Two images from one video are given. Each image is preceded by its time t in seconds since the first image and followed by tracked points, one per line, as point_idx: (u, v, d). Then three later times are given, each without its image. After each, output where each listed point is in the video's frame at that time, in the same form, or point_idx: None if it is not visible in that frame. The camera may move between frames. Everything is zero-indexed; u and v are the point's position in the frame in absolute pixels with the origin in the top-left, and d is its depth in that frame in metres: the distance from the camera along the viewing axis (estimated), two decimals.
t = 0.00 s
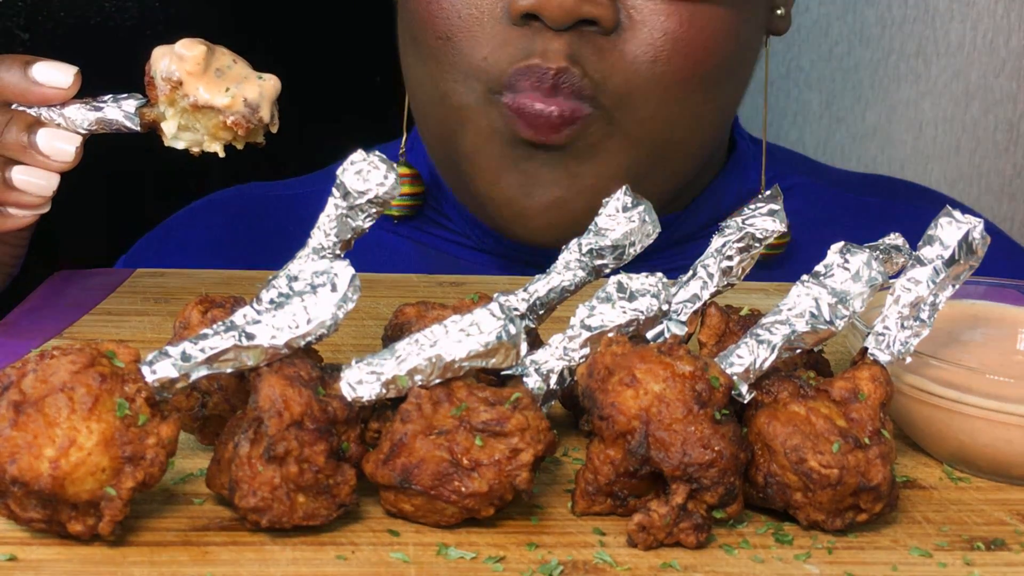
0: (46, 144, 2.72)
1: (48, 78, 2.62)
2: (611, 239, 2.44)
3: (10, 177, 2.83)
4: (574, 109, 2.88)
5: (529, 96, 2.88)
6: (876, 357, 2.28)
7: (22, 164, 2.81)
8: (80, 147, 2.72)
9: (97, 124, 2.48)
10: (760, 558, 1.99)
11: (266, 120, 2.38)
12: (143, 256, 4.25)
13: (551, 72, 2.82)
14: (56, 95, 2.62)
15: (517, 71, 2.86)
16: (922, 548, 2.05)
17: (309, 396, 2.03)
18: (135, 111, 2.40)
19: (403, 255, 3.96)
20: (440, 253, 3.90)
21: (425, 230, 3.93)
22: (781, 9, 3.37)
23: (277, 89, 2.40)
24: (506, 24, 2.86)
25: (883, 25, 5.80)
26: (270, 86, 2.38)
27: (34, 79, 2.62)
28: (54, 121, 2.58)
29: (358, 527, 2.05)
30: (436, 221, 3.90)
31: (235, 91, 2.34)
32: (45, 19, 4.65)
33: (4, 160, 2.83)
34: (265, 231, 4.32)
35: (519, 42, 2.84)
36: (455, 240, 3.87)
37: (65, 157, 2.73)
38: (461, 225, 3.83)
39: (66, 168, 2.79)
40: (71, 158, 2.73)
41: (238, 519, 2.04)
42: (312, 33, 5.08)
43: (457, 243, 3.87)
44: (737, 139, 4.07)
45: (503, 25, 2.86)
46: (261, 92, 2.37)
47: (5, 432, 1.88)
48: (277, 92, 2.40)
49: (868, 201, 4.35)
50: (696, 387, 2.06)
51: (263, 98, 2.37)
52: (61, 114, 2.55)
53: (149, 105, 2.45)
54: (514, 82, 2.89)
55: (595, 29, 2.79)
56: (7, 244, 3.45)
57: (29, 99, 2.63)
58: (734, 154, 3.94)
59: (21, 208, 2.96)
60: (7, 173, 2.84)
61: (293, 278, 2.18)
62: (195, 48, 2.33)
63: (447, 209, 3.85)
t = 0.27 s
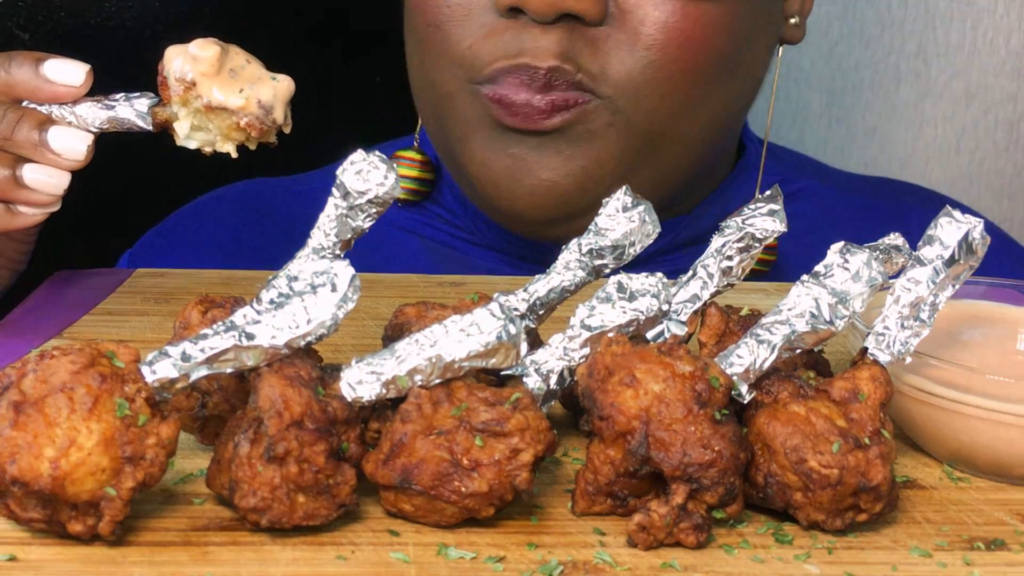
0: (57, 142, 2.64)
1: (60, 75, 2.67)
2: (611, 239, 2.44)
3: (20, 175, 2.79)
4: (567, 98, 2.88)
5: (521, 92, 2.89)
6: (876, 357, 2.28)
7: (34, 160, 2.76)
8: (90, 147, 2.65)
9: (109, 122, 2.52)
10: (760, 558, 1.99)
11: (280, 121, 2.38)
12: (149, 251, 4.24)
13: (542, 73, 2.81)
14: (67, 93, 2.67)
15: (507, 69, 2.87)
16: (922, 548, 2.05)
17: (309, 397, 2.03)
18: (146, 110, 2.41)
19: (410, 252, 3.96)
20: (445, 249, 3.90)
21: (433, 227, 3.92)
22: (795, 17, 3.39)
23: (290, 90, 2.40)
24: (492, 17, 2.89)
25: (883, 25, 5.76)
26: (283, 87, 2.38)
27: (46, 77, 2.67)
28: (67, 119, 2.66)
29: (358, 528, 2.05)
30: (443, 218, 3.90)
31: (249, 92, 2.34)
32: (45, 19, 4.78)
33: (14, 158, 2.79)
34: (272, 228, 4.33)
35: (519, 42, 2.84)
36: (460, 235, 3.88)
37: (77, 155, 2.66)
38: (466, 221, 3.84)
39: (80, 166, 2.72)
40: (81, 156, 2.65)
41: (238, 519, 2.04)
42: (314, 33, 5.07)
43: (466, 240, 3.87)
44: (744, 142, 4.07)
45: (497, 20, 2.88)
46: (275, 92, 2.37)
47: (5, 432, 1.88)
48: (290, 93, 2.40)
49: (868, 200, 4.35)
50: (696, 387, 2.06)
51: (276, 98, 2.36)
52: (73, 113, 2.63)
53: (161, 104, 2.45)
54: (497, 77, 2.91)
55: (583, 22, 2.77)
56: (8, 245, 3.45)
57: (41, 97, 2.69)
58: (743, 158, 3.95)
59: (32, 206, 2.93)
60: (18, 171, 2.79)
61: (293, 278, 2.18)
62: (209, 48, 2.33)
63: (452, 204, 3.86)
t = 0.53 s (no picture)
0: (65, 145, 2.64)
1: (68, 79, 2.64)
2: (611, 239, 2.44)
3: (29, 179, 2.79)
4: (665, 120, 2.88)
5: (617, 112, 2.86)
6: (876, 357, 2.28)
7: (41, 163, 2.76)
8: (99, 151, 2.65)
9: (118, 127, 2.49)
10: (760, 558, 1.99)
11: (289, 125, 2.39)
12: (152, 251, 4.25)
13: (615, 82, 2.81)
14: (75, 97, 2.65)
15: (613, 88, 2.82)
16: (922, 548, 2.05)
17: (309, 396, 2.03)
18: (155, 113, 2.40)
19: (415, 252, 3.96)
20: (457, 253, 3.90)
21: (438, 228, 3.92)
22: None
23: (299, 95, 2.39)
24: (582, 38, 2.80)
25: (883, 25, 5.71)
26: (292, 92, 2.38)
27: (53, 79, 2.65)
28: (74, 121, 2.65)
29: (357, 528, 2.05)
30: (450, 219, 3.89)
31: (258, 97, 2.35)
32: (45, 19, 4.82)
33: (24, 162, 2.81)
34: (275, 226, 4.33)
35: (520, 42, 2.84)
36: (477, 241, 3.87)
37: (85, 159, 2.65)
38: (482, 226, 3.83)
39: (88, 170, 2.72)
40: (89, 160, 2.65)
41: (238, 518, 2.04)
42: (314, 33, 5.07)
43: (472, 241, 3.87)
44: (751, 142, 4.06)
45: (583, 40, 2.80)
46: (284, 97, 2.37)
47: (5, 432, 1.88)
48: (299, 97, 2.39)
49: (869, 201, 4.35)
50: (696, 387, 2.06)
51: (285, 103, 2.36)
52: (81, 116, 2.61)
53: (169, 108, 2.44)
54: (604, 100, 2.85)
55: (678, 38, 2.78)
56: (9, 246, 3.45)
57: (48, 100, 2.68)
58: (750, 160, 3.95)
59: (39, 210, 2.95)
60: (27, 173, 2.79)
61: (293, 278, 2.18)
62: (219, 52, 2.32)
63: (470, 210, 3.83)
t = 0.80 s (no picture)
0: (64, 150, 2.64)
1: (69, 83, 2.65)
2: (611, 239, 2.44)
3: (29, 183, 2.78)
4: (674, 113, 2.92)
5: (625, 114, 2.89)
6: (876, 357, 2.28)
7: (42, 168, 2.76)
8: (99, 154, 2.66)
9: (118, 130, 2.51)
10: (760, 558, 1.99)
11: (289, 129, 2.37)
12: (152, 252, 4.23)
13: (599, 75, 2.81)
14: (74, 101, 2.66)
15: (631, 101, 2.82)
16: (922, 548, 2.05)
17: (309, 396, 2.03)
18: (155, 116, 2.42)
19: (415, 253, 3.96)
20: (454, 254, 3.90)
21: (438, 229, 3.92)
22: None
23: (300, 99, 2.38)
24: (575, 41, 2.80)
25: (883, 24, 5.72)
26: (293, 96, 2.37)
27: (53, 84, 2.65)
28: (74, 126, 2.67)
29: (357, 528, 2.05)
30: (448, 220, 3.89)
31: (259, 101, 2.34)
32: (45, 19, 4.78)
33: (24, 166, 2.79)
34: (276, 227, 4.32)
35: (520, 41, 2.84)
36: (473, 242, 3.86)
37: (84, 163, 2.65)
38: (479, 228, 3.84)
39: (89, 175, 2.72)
40: (88, 165, 2.66)
41: (238, 518, 2.04)
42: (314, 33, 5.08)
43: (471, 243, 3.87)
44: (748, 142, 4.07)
45: (574, 42, 2.80)
46: (285, 100, 2.36)
47: (5, 432, 1.88)
48: (300, 101, 2.38)
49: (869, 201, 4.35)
50: (696, 387, 2.06)
51: (285, 107, 2.36)
52: (81, 120, 2.64)
53: (170, 111, 2.45)
54: (605, 107, 2.87)
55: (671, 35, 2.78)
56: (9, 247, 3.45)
57: (49, 104, 2.67)
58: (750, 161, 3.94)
59: (39, 214, 2.93)
60: (27, 178, 2.78)
61: (293, 278, 2.18)
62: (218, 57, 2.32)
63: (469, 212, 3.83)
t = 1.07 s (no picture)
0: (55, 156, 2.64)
1: (62, 89, 2.65)
2: (611, 239, 2.44)
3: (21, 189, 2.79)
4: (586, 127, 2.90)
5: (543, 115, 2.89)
6: (876, 357, 2.28)
7: (34, 174, 2.77)
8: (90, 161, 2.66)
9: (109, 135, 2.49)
10: (760, 558, 1.99)
11: (279, 135, 2.37)
12: (151, 254, 4.25)
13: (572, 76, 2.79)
14: (67, 106, 2.64)
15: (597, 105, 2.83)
16: (922, 548, 2.05)
17: (309, 396, 2.03)
18: (147, 123, 2.42)
19: (410, 254, 3.96)
20: (450, 254, 3.90)
21: (432, 229, 3.93)
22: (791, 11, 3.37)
23: (290, 105, 2.39)
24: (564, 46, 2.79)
25: (882, 25, 5.79)
26: (283, 102, 2.37)
27: (45, 90, 2.65)
28: (66, 131, 2.66)
29: (358, 528, 2.05)
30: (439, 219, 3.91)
31: (249, 107, 2.33)
32: (45, 19, 4.72)
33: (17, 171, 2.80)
34: (273, 229, 4.31)
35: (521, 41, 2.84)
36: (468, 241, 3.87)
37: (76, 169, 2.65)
38: (467, 225, 3.84)
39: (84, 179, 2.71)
40: (81, 170, 2.67)
41: (238, 518, 2.04)
42: (314, 32, 5.09)
43: (467, 242, 3.87)
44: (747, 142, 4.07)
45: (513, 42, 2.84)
46: (275, 106, 2.36)
47: (5, 432, 1.88)
48: (289, 107, 2.38)
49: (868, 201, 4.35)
50: (696, 387, 2.06)
51: (275, 113, 2.35)
52: (73, 126, 2.63)
53: (161, 118, 2.46)
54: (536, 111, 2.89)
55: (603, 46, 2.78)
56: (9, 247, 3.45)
57: (40, 110, 2.66)
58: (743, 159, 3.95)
59: (32, 219, 2.93)
60: (19, 184, 2.79)
61: (293, 278, 2.17)
62: (207, 63, 2.32)
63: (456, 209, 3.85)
